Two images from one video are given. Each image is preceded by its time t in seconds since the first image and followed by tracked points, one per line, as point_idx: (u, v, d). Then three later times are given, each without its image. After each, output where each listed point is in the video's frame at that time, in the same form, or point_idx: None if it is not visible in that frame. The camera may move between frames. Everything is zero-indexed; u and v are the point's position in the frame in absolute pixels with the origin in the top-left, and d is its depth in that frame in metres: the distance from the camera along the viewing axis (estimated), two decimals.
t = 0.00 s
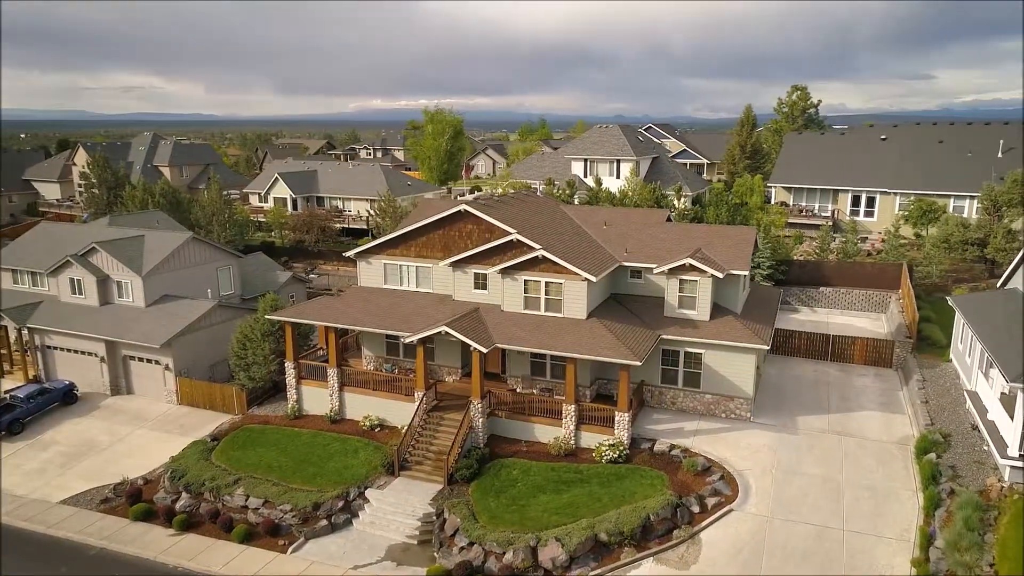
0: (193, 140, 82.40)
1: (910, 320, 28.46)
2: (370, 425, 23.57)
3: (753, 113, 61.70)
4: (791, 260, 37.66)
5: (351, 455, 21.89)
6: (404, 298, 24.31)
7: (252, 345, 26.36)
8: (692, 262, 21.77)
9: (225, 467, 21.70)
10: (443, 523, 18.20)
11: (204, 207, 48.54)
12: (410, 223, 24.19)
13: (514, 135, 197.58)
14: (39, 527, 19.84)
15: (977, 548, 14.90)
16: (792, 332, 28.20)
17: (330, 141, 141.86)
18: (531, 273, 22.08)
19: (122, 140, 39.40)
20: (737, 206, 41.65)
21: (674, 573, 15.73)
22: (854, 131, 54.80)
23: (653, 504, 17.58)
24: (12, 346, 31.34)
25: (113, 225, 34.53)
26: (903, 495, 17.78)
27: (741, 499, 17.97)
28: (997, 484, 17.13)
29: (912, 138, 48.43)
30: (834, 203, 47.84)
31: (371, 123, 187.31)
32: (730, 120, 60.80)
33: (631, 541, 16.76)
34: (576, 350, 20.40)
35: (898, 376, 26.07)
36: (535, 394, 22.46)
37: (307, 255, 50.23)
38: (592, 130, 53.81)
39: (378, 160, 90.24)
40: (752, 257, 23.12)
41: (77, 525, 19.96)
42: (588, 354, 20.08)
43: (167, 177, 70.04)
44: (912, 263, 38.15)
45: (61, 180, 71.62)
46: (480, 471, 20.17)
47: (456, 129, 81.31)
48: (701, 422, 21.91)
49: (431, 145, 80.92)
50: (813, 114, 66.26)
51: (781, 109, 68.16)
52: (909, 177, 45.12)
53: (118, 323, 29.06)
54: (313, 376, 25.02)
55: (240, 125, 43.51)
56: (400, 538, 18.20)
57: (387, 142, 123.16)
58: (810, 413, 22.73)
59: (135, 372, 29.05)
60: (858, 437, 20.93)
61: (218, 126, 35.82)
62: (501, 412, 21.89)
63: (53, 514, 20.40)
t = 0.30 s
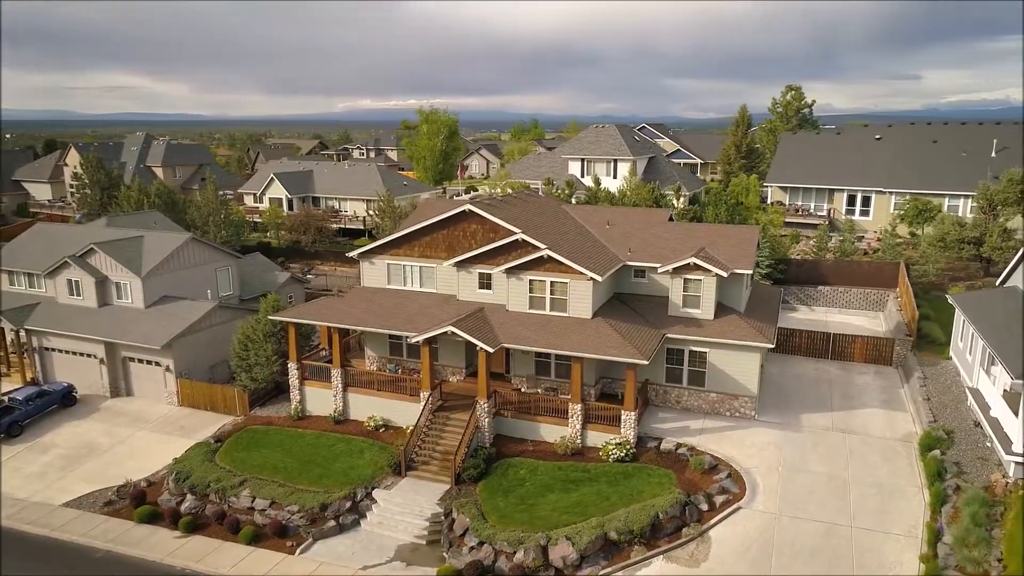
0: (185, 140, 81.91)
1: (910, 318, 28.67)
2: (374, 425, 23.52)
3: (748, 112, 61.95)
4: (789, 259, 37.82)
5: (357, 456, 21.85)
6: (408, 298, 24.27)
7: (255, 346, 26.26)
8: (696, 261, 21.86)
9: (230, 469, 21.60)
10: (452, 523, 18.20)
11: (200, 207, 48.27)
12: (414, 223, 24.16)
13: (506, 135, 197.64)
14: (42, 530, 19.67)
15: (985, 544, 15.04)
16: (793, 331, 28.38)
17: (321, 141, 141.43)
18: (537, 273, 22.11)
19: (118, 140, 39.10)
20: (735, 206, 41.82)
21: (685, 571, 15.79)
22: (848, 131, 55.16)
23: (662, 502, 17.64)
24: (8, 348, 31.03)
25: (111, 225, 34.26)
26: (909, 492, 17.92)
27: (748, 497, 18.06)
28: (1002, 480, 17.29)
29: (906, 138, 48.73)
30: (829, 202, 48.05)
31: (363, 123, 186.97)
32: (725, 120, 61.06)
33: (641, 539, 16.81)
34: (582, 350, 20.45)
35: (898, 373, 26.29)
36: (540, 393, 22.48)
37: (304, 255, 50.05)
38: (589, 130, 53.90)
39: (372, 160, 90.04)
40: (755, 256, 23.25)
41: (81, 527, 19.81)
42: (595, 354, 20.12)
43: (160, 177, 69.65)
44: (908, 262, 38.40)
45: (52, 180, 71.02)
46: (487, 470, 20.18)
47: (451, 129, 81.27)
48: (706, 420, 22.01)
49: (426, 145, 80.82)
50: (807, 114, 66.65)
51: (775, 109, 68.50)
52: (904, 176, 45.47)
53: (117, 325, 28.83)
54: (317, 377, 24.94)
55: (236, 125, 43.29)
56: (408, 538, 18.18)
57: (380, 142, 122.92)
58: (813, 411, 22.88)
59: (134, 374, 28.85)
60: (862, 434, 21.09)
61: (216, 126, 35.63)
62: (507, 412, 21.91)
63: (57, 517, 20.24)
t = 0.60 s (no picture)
0: (175, 140, 81.26)
1: (906, 316, 28.95)
2: (377, 426, 23.46)
3: (740, 112, 62.30)
4: (784, 258, 38.03)
5: (360, 456, 21.80)
6: (410, 298, 24.23)
7: (254, 346, 26.11)
8: (699, 260, 21.99)
9: (233, 471, 21.47)
10: (459, 523, 18.20)
11: (192, 208, 47.92)
12: (415, 223, 24.13)
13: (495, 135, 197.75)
14: (43, 533, 19.47)
15: (989, 538, 15.23)
16: (791, 330, 28.56)
17: (311, 141, 140.92)
18: (539, 273, 22.15)
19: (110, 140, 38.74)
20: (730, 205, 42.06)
21: (693, 568, 15.88)
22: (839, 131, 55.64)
23: (668, 500, 17.73)
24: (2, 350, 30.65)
25: (104, 226, 33.91)
26: (912, 487, 18.12)
27: (754, 494, 18.18)
28: (1003, 475, 17.52)
29: (897, 139, 49.28)
30: (822, 201, 48.38)
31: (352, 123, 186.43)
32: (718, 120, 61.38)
33: (648, 537, 16.89)
34: (587, 349, 20.51)
35: (895, 370, 26.58)
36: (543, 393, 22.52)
37: (298, 256, 49.81)
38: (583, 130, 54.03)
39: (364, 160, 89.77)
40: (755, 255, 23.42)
41: (83, 531, 19.62)
42: (599, 353, 20.19)
43: (150, 178, 69.08)
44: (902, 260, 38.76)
45: (39, 181, 70.21)
46: (492, 470, 20.20)
47: (443, 129, 81.17)
48: (708, 418, 22.14)
49: (418, 145, 80.66)
50: (798, 114, 67.15)
51: (767, 109, 68.94)
52: (896, 176, 45.94)
53: (114, 326, 28.55)
54: (318, 378, 24.82)
55: (229, 124, 43.03)
56: (415, 538, 18.16)
57: (371, 142, 122.59)
58: (814, 408, 23.06)
59: (131, 376, 28.58)
60: (862, 431, 21.29)
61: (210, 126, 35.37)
62: (510, 411, 21.92)
63: (57, 521, 20.03)
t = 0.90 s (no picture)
0: (163, 140, 80.53)
1: (901, 314, 29.26)
2: (379, 427, 23.39)
3: (732, 112, 62.63)
4: (778, 257, 38.30)
5: (364, 457, 21.73)
6: (411, 299, 24.18)
7: (254, 348, 25.96)
8: (700, 259, 22.11)
9: (235, 473, 21.33)
10: (466, 522, 18.19)
11: (185, 208, 47.54)
12: (416, 223, 24.07)
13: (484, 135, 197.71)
14: (43, 538, 19.25)
15: (993, 532, 15.42)
16: (789, 328, 28.79)
17: (300, 141, 140.31)
18: (542, 273, 22.17)
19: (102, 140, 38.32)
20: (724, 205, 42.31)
21: (702, 566, 15.97)
22: (830, 131, 56.10)
23: (675, 498, 17.82)
24: None
25: (98, 227, 33.57)
26: (915, 483, 18.33)
27: (759, 491, 18.31)
28: (1004, 470, 17.76)
29: (887, 138, 49.81)
30: (814, 200, 48.77)
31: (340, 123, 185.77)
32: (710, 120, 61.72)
33: (656, 535, 16.96)
34: (591, 348, 20.56)
35: (892, 367, 26.85)
36: (546, 392, 22.55)
37: (292, 257, 49.55)
38: (576, 130, 54.16)
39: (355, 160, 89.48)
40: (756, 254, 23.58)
41: (84, 535, 19.43)
42: (604, 352, 20.25)
43: (139, 178, 68.45)
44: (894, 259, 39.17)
45: (26, 182, 69.38)
46: (497, 470, 20.21)
47: (435, 129, 81.02)
48: (711, 416, 22.26)
49: (410, 144, 80.42)
50: (788, 114, 67.65)
51: (757, 109, 69.37)
52: (887, 175, 46.41)
53: (110, 328, 28.27)
54: (319, 379, 24.70)
55: (223, 124, 42.72)
56: (422, 538, 18.13)
57: (360, 142, 122.16)
58: (814, 406, 23.25)
59: (127, 378, 28.32)
60: (863, 427, 21.50)
61: (204, 126, 35.10)
62: (514, 411, 21.94)
63: (58, 526, 19.81)
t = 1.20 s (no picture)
0: (152, 141, 79.82)
1: (897, 312, 29.55)
2: (383, 428, 23.35)
3: (724, 112, 62.98)
4: (773, 256, 38.58)
5: (368, 458, 21.67)
6: (413, 299, 24.13)
7: (254, 350, 25.83)
8: (702, 258, 22.25)
9: (239, 475, 21.20)
10: (474, 523, 18.20)
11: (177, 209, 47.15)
12: (418, 224, 24.03)
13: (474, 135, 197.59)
14: (45, 543, 19.04)
15: (998, 527, 15.63)
16: (787, 327, 29.01)
17: (288, 142, 139.62)
18: (546, 273, 22.20)
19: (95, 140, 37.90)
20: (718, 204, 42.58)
21: (711, 563, 16.08)
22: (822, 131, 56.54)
23: (682, 496, 17.92)
24: None
25: (92, 229, 33.23)
26: (917, 480, 18.54)
27: (764, 489, 18.45)
28: (1005, 466, 18.03)
29: (878, 138, 50.31)
30: (807, 200, 49.15)
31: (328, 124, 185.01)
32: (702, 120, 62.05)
33: (665, 533, 17.05)
34: (596, 348, 20.63)
35: (890, 366, 27.13)
36: (550, 392, 22.60)
37: (286, 258, 49.31)
38: (570, 131, 54.27)
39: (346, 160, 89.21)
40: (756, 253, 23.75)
41: (87, 539, 19.26)
42: (609, 352, 20.32)
43: (128, 179, 67.77)
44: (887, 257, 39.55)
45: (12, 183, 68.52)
46: (503, 470, 20.23)
47: (427, 129, 80.90)
48: (713, 415, 22.40)
49: (402, 145, 80.14)
50: (779, 114, 68.14)
51: (749, 109, 69.77)
52: (879, 175, 46.86)
53: (107, 330, 28.00)
54: (320, 380, 24.61)
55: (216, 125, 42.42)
56: (430, 539, 18.11)
57: (350, 142, 121.67)
58: (815, 404, 23.46)
59: (125, 381, 28.07)
60: (864, 425, 21.71)
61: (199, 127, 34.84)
62: (518, 411, 21.98)
63: (59, 531, 19.60)
